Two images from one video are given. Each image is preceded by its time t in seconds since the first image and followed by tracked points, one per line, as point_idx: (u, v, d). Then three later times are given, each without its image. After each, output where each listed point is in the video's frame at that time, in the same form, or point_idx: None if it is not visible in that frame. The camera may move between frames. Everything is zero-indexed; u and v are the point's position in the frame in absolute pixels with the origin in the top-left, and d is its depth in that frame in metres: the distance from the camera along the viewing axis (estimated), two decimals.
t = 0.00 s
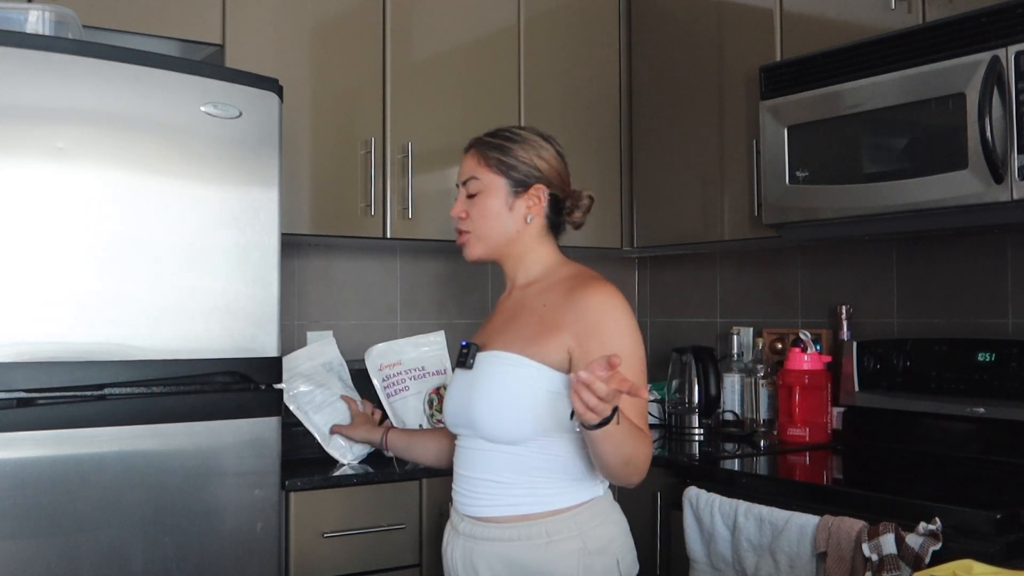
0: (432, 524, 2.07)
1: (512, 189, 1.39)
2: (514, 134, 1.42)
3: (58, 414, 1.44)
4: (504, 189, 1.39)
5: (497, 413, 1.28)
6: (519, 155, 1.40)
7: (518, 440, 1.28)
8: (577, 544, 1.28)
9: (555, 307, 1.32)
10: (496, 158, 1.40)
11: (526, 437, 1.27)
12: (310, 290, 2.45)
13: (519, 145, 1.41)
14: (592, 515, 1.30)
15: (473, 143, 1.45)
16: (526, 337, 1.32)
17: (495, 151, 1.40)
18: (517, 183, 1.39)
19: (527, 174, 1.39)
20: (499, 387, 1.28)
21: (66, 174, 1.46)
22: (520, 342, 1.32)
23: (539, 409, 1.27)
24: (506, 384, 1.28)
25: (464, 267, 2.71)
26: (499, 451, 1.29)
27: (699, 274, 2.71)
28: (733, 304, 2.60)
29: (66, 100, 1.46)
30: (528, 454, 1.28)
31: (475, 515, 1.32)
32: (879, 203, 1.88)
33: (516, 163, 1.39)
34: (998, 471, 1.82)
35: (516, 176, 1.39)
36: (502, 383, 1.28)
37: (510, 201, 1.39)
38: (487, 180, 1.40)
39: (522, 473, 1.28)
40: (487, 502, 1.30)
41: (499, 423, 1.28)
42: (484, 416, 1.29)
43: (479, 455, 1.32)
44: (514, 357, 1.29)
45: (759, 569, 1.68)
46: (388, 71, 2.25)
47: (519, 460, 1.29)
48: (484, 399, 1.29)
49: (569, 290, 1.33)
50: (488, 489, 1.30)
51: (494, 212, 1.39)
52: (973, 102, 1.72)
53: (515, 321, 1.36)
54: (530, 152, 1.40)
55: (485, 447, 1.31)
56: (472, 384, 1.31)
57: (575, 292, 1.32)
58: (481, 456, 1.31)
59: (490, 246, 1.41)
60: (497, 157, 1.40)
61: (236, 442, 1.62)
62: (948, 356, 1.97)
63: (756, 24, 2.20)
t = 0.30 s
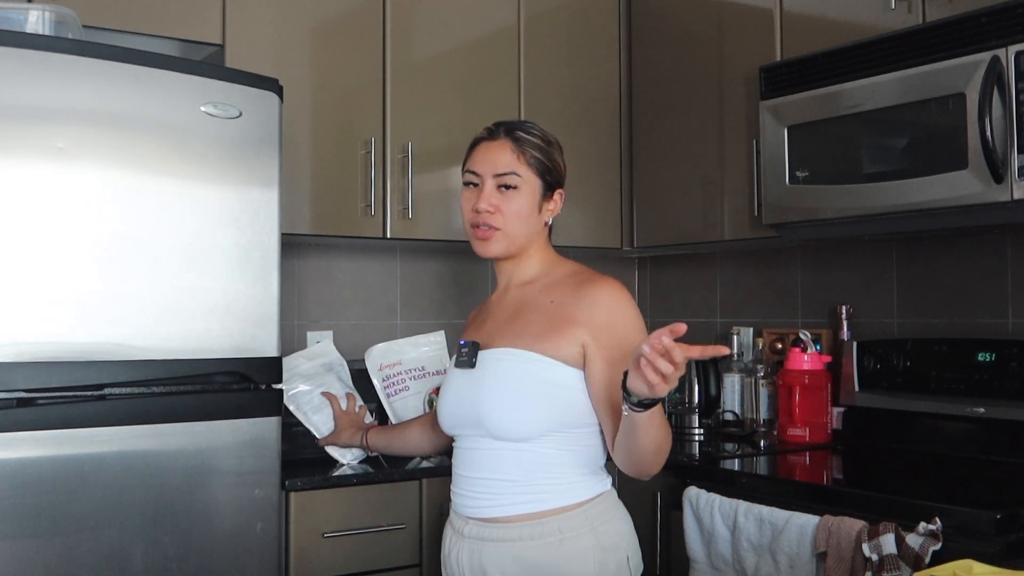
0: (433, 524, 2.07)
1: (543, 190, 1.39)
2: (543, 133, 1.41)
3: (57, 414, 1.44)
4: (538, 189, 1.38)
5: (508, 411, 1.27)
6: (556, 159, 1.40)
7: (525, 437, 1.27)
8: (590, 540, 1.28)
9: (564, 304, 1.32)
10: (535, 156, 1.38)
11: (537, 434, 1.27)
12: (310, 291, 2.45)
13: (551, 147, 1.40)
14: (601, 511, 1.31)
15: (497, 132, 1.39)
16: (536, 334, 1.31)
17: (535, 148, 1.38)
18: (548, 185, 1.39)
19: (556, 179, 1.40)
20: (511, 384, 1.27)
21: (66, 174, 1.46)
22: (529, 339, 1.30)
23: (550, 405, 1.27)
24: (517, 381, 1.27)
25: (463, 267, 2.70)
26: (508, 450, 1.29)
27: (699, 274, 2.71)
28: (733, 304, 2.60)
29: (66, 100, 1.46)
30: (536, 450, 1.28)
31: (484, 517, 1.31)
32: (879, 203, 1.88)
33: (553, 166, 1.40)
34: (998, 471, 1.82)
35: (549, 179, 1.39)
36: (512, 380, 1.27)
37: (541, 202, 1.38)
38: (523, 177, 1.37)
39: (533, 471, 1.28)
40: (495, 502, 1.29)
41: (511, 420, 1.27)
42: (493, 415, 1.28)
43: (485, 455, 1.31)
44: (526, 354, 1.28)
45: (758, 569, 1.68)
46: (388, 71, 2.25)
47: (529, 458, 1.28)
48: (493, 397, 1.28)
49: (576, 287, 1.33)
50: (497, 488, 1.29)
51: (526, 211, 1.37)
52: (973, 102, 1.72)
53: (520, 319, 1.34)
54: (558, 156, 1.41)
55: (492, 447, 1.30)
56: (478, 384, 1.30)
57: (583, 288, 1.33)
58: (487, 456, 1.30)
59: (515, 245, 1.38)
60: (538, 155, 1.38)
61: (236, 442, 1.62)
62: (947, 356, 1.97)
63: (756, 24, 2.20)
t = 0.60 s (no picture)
0: (433, 524, 2.07)
1: (547, 190, 1.38)
2: (549, 132, 1.40)
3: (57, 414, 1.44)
4: (543, 190, 1.37)
5: (508, 414, 1.27)
6: (560, 159, 1.40)
7: (526, 441, 1.27)
8: (592, 541, 1.28)
9: (565, 307, 1.32)
10: (540, 156, 1.37)
11: (538, 437, 1.27)
12: (310, 291, 2.45)
13: (555, 146, 1.40)
14: (602, 512, 1.31)
15: (502, 130, 1.38)
16: (537, 338, 1.30)
17: (541, 149, 1.37)
18: (552, 185, 1.39)
19: (560, 179, 1.40)
20: (511, 388, 1.27)
21: (65, 174, 1.46)
22: (531, 343, 1.30)
23: (551, 409, 1.27)
24: (518, 385, 1.27)
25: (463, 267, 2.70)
26: (509, 453, 1.28)
27: (699, 273, 2.71)
28: (733, 304, 2.60)
29: (66, 100, 1.46)
30: (536, 453, 1.28)
31: (485, 520, 1.30)
32: (879, 203, 1.88)
33: (558, 167, 1.40)
34: (998, 471, 1.82)
35: (553, 179, 1.39)
36: (512, 384, 1.27)
37: (545, 202, 1.38)
38: (528, 177, 1.36)
39: (534, 474, 1.28)
40: (496, 505, 1.29)
41: (511, 424, 1.27)
42: (493, 418, 1.28)
43: (485, 458, 1.31)
44: (527, 358, 1.28)
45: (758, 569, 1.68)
46: (388, 71, 2.25)
47: (530, 461, 1.28)
48: (493, 401, 1.28)
49: (577, 290, 1.33)
50: (498, 491, 1.29)
51: (531, 211, 1.36)
52: (973, 102, 1.72)
53: (521, 323, 1.34)
54: (562, 156, 1.41)
55: (492, 450, 1.30)
56: (477, 387, 1.30)
57: (585, 291, 1.32)
58: (488, 459, 1.30)
59: (519, 246, 1.38)
60: (543, 156, 1.37)
61: (236, 442, 1.62)
62: (947, 356, 1.97)
63: (756, 24, 2.20)
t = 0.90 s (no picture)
0: (432, 524, 2.07)
1: (548, 189, 1.38)
2: (550, 130, 1.40)
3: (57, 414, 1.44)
4: (544, 189, 1.37)
5: (508, 417, 1.27)
6: (561, 157, 1.40)
7: (526, 443, 1.27)
8: (592, 541, 1.28)
9: (566, 309, 1.32)
10: (541, 155, 1.37)
11: (538, 440, 1.27)
12: (310, 291, 2.45)
13: (557, 144, 1.39)
14: (602, 513, 1.31)
15: (503, 129, 1.38)
16: (538, 340, 1.30)
17: (542, 148, 1.37)
18: (553, 184, 1.39)
19: (562, 177, 1.40)
20: (510, 390, 1.27)
21: (65, 174, 1.46)
22: (531, 345, 1.30)
23: (550, 412, 1.26)
24: (518, 387, 1.27)
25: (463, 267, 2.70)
26: (509, 455, 1.28)
27: (699, 273, 2.71)
28: (733, 304, 2.60)
29: (66, 100, 1.46)
30: (534, 454, 1.28)
31: (484, 520, 1.30)
32: (879, 203, 1.88)
33: (559, 166, 1.39)
34: (998, 471, 1.82)
35: (554, 178, 1.39)
36: (512, 386, 1.27)
37: (546, 201, 1.38)
38: (529, 177, 1.36)
39: (533, 476, 1.28)
40: (495, 506, 1.29)
41: (511, 427, 1.27)
42: (493, 420, 1.28)
43: (485, 459, 1.31)
44: (527, 360, 1.28)
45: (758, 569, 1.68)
46: (388, 71, 2.25)
47: (529, 463, 1.28)
48: (492, 403, 1.28)
49: (579, 292, 1.33)
50: (497, 493, 1.29)
51: (532, 211, 1.36)
52: (973, 102, 1.72)
53: (521, 324, 1.34)
54: (563, 154, 1.41)
55: (492, 452, 1.30)
56: (477, 389, 1.30)
57: (586, 294, 1.32)
58: (487, 460, 1.30)
59: (520, 246, 1.38)
60: (544, 156, 1.37)
61: (236, 442, 1.62)
62: (948, 356, 1.96)
63: (756, 24, 2.20)
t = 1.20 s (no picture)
0: (432, 524, 2.07)
1: (561, 193, 1.38)
2: (568, 134, 1.39)
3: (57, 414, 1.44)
4: (558, 192, 1.37)
5: (514, 418, 1.26)
6: (576, 162, 1.39)
7: (531, 445, 1.27)
8: (597, 540, 1.28)
9: (573, 312, 1.32)
10: (558, 158, 1.36)
11: (544, 441, 1.27)
12: (310, 291, 2.45)
13: (573, 148, 1.39)
14: (607, 512, 1.31)
15: (522, 129, 1.37)
16: (545, 342, 1.30)
17: (559, 151, 1.36)
18: (566, 188, 1.39)
19: (575, 181, 1.40)
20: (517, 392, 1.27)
21: (65, 174, 1.46)
22: (538, 347, 1.30)
23: (557, 414, 1.26)
24: (524, 389, 1.27)
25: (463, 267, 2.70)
26: (514, 456, 1.28)
27: (699, 273, 2.71)
28: (733, 304, 2.60)
29: (66, 100, 1.46)
30: (539, 455, 1.28)
31: (489, 520, 1.30)
32: (879, 203, 1.88)
33: (573, 170, 1.39)
34: (998, 471, 1.82)
35: (568, 182, 1.38)
36: (518, 388, 1.27)
37: (558, 204, 1.38)
38: (545, 179, 1.36)
39: (539, 477, 1.28)
40: (500, 507, 1.29)
41: (517, 428, 1.26)
42: (498, 422, 1.27)
43: (489, 460, 1.30)
44: (533, 362, 1.28)
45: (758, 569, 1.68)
46: (388, 71, 2.25)
47: (535, 464, 1.28)
48: (498, 405, 1.27)
49: (587, 295, 1.33)
50: (502, 493, 1.29)
51: (544, 213, 1.36)
52: (973, 102, 1.72)
53: (527, 325, 1.33)
54: (578, 158, 1.40)
55: (496, 453, 1.29)
56: (482, 390, 1.30)
57: (594, 297, 1.32)
58: (492, 462, 1.30)
59: (528, 246, 1.37)
60: (560, 159, 1.37)
61: (236, 442, 1.62)
62: (947, 356, 1.97)
63: (756, 24, 2.20)
